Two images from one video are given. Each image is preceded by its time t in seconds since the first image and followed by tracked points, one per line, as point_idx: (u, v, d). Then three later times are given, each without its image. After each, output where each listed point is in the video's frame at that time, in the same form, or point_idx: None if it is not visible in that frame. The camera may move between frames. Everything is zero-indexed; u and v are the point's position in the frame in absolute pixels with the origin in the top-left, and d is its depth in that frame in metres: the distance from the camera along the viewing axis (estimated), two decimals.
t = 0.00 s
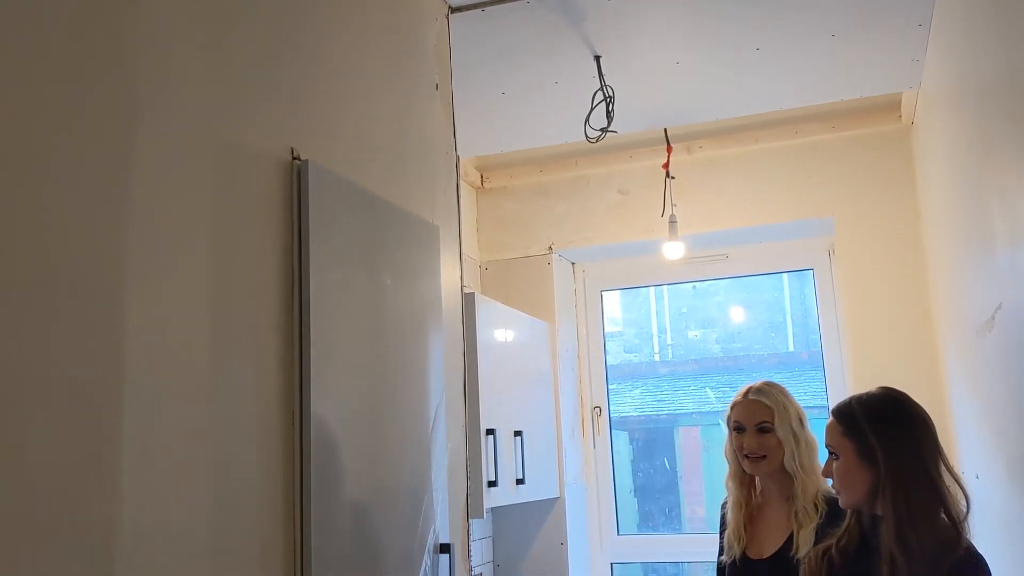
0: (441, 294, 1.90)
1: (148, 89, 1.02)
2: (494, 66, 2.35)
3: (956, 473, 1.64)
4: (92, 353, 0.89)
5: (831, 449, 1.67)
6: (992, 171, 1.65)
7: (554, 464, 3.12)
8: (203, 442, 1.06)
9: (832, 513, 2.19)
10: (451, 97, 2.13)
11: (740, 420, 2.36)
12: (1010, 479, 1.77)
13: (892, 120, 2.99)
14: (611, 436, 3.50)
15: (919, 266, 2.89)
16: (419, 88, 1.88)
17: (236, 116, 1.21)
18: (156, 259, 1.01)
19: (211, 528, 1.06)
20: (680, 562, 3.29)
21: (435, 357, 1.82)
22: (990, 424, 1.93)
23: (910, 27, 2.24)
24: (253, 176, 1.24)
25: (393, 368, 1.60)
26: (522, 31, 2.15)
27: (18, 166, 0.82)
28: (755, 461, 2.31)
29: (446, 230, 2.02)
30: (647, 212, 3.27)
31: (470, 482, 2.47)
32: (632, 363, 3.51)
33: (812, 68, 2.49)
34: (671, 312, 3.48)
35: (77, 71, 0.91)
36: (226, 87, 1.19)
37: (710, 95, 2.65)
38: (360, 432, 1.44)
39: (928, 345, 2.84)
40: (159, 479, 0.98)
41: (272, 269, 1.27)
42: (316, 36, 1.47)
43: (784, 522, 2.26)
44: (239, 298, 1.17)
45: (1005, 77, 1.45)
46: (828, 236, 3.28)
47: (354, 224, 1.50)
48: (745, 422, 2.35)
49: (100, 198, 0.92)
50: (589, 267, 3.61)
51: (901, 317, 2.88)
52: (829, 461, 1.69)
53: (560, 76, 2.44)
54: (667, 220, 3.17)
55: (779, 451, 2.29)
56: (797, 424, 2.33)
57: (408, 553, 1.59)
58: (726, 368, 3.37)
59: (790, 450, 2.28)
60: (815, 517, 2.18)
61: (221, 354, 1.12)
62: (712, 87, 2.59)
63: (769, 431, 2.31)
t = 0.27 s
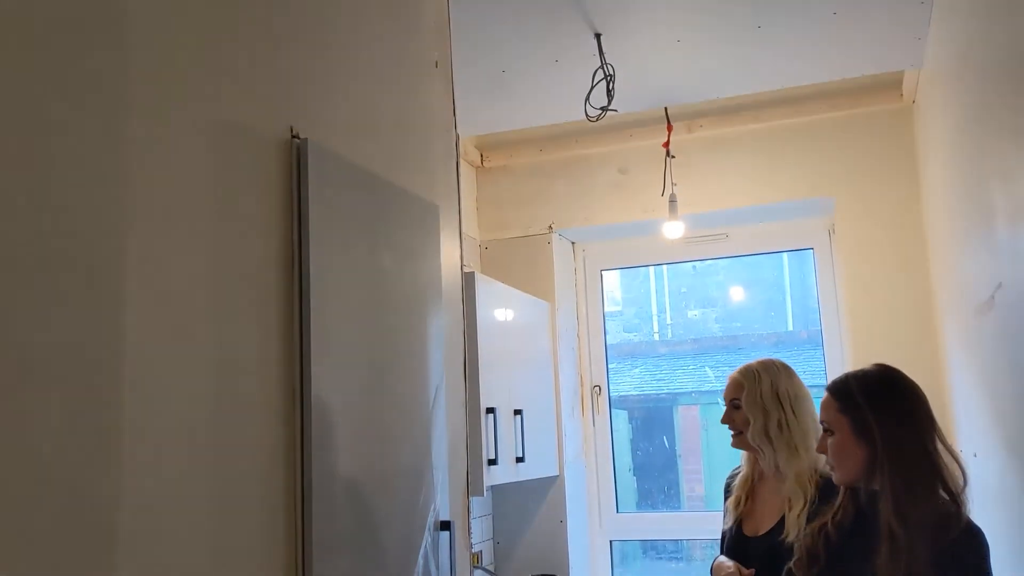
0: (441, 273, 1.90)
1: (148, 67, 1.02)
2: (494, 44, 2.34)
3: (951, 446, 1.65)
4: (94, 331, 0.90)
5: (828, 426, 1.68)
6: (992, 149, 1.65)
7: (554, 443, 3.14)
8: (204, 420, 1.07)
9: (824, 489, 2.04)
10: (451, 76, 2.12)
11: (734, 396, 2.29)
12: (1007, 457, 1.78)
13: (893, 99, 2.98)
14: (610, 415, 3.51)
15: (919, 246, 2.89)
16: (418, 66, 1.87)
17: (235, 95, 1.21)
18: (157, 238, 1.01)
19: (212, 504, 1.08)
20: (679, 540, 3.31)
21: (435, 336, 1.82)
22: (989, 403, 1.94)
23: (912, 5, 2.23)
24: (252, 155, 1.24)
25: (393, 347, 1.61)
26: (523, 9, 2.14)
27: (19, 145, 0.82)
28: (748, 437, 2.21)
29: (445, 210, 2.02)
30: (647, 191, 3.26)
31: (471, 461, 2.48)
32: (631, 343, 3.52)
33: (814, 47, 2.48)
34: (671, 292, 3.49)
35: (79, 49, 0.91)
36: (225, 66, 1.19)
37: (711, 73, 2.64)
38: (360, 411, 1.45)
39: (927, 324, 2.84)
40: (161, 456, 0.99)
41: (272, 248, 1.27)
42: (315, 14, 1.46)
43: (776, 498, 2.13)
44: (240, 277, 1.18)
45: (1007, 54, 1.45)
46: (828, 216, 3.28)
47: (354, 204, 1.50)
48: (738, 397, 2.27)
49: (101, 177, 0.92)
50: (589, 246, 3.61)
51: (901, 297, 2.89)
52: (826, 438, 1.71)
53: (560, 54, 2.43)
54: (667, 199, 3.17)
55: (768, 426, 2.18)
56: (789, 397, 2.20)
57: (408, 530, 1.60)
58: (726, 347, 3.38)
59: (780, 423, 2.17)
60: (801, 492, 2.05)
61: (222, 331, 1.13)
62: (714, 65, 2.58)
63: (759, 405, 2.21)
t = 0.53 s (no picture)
0: (441, 250, 1.90)
1: (143, 43, 1.02)
2: (494, 19, 2.33)
3: (948, 422, 1.65)
4: (92, 304, 0.91)
5: (824, 399, 1.66)
6: (994, 125, 1.64)
7: (553, 420, 3.15)
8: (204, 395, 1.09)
9: (813, 471, 1.86)
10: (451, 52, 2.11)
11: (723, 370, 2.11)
12: (1005, 434, 1.79)
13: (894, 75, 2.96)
14: (610, 392, 3.53)
15: (920, 223, 2.88)
16: (418, 42, 1.86)
17: (233, 70, 1.21)
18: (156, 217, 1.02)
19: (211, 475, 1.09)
20: (677, 515, 3.34)
21: (435, 313, 1.82)
22: (987, 379, 1.95)
23: None
24: (250, 131, 1.24)
25: (394, 323, 1.61)
26: None
27: (12, 124, 0.82)
28: (737, 415, 2.04)
29: (445, 187, 2.01)
30: (647, 168, 3.26)
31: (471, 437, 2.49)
32: (631, 320, 3.52)
33: (815, 22, 2.46)
34: (670, 269, 3.49)
35: (75, 25, 0.91)
36: (222, 41, 1.18)
37: (711, 48, 2.63)
38: (360, 387, 1.45)
39: (927, 301, 2.84)
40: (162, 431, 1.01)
41: (271, 224, 1.27)
42: None
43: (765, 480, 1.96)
44: (238, 252, 1.18)
45: (1009, 28, 1.44)
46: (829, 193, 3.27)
47: (354, 180, 1.50)
48: (725, 372, 2.09)
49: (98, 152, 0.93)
50: (589, 224, 3.60)
51: (901, 274, 2.89)
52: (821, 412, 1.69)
53: (561, 29, 2.41)
54: (667, 175, 3.16)
55: (755, 403, 2.00)
56: (777, 371, 2.00)
57: (409, 505, 1.61)
58: (725, 324, 3.38)
59: (766, 400, 1.98)
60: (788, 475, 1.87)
61: (220, 306, 1.14)
62: (714, 41, 2.57)
63: (745, 382, 2.02)
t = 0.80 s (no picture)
0: (440, 228, 1.89)
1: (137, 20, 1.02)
2: None
3: (942, 401, 1.65)
4: (87, 283, 0.91)
5: (819, 377, 1.62)
6: (996, 102, 1.63)
7: (553, 399, 3.16)
8: (207, 371, 1.10)
9: (806, 449, 1.85)
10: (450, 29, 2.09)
11: (722, 347, 2.10)
12: (1004, 413, 1.79)
13: (896, 53, 2.95)
14: (609, 371, 3.53)
15: (920, 202, 2.88)
16: (416, 18, 1.85)
17: (229, 47, 1.20)
18: (153, 194, 1.02)
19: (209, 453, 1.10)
20: (677, 493, 3.35)
21: (435, 292, 1.82)
22: (987, 358, 1.95)
23: None
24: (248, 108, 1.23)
25: (394, 301, 1.61)
26: None
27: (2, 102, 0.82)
28: (735, 393, 2.04)
29: (445, 165, 2.00)
30: (648, 146, 3.24)
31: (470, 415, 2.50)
32: (631, 299, 3.52)
33: None
34: (670, 248, 3.48)
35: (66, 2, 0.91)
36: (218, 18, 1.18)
37: (712, 25, 2.61)
38: (360, 365, 1.46)
39: (927, 280, 2.84)
40: (163, 407, 1.02)
41: (271, 201, 1.27)
42: None
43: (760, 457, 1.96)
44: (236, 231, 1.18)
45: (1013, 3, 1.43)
46: (829, 171, 3.26)
47: (353, 158, 1.49)
48: (723, 350, 2.08)
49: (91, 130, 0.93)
50: (589, 202, 3.59)
51: (901, 253, 2.88)
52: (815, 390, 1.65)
53: (560, 6, 2.40)
54: (668, 154, 3.15)
55: (751, 381, 1.99)
56: (772, 348, 1.99)
57: (410, 483, 1.62)
58: (725, 304, 3.38)
59: (762, 378, 1.98)
60: (781, 454, 1.87)
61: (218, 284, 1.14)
62: (715, 17, 2.55)
63: (741, 360, 2.02)
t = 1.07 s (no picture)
0: (440, 209, 1.88)
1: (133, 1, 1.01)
2: None
3: (941, 383, 1.65)
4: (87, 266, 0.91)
5: (818, 358, 1.59)
6: (998, 82, 1.62)
7: (553, 381, 3.17)
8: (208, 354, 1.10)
9: (805, 430, 1.86)
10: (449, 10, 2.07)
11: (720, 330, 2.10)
12: (1003, 394, 1.79)
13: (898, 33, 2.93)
14: (609, 353, 3.53)
15: (921, 184, 2.87)
16: None
17: (228, 28, 1.19)
18: (152, 177, 1.02)
19: (212, 435, 1.10)
20: (676, 474, 3.37)
21: (434, 275, 1.81)
22: (987, 340, 1.95)
23: None
24: (247, 89, 1.23)
25: (394, 282, 1.61)
26: None
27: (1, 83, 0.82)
28: (734, 375, 2.04)
29: (444, 146, 1.99)
30: (648, 128, 3.23)
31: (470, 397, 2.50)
32: (631, 281, 3.52)
33: None
34: (670, 230, 3.47)
35: None
36: None
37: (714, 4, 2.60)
38: (361, 346, 1.46)
39: (927, 262, 2.84)
40: (165, 390, 1.02)
41: (270, 183, 1.27)
42: None
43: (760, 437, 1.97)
44: (237, 213, 1.18)
45: None
46: (830, 152, 3.25)
47: (353, 139, 1.49)
48: (722, 332, 2.09)
49: (89, 112, 0.93)
50: (589, 183, 3.58)
51: (900, 234, 2.88)
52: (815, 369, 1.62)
53: None
54: (668, 135, 3.14)
55: (749, 363, 2.00)
56: (769, 330, 1.99)
57: (410, 463, 1.62)
58: (725, 286, 3.38)
59: (761, 360, 1.98)
60: (780, 436, 1.88)
61: (220, 267, 1.14)
62: None
63: (739, 343, 2.02)
